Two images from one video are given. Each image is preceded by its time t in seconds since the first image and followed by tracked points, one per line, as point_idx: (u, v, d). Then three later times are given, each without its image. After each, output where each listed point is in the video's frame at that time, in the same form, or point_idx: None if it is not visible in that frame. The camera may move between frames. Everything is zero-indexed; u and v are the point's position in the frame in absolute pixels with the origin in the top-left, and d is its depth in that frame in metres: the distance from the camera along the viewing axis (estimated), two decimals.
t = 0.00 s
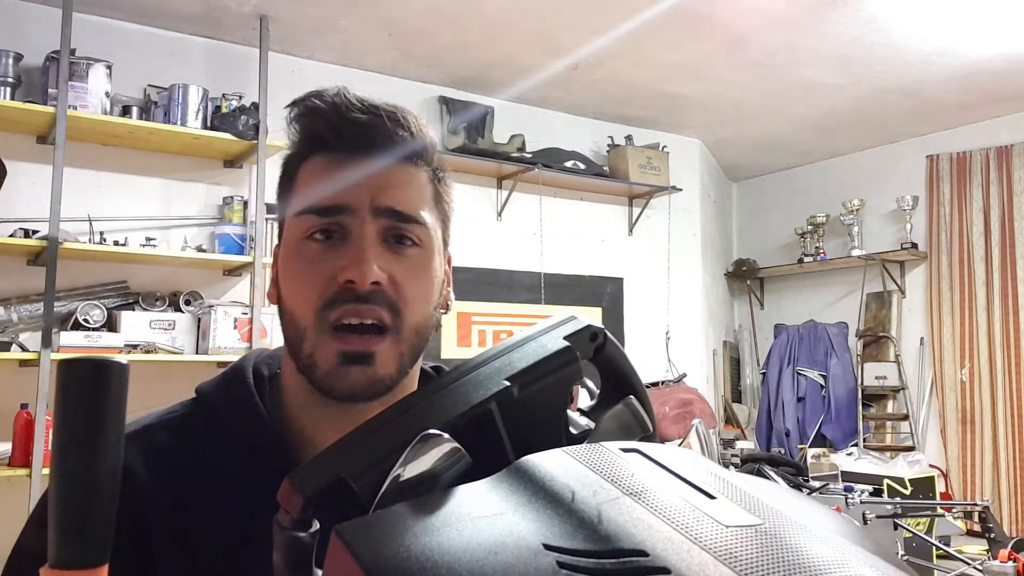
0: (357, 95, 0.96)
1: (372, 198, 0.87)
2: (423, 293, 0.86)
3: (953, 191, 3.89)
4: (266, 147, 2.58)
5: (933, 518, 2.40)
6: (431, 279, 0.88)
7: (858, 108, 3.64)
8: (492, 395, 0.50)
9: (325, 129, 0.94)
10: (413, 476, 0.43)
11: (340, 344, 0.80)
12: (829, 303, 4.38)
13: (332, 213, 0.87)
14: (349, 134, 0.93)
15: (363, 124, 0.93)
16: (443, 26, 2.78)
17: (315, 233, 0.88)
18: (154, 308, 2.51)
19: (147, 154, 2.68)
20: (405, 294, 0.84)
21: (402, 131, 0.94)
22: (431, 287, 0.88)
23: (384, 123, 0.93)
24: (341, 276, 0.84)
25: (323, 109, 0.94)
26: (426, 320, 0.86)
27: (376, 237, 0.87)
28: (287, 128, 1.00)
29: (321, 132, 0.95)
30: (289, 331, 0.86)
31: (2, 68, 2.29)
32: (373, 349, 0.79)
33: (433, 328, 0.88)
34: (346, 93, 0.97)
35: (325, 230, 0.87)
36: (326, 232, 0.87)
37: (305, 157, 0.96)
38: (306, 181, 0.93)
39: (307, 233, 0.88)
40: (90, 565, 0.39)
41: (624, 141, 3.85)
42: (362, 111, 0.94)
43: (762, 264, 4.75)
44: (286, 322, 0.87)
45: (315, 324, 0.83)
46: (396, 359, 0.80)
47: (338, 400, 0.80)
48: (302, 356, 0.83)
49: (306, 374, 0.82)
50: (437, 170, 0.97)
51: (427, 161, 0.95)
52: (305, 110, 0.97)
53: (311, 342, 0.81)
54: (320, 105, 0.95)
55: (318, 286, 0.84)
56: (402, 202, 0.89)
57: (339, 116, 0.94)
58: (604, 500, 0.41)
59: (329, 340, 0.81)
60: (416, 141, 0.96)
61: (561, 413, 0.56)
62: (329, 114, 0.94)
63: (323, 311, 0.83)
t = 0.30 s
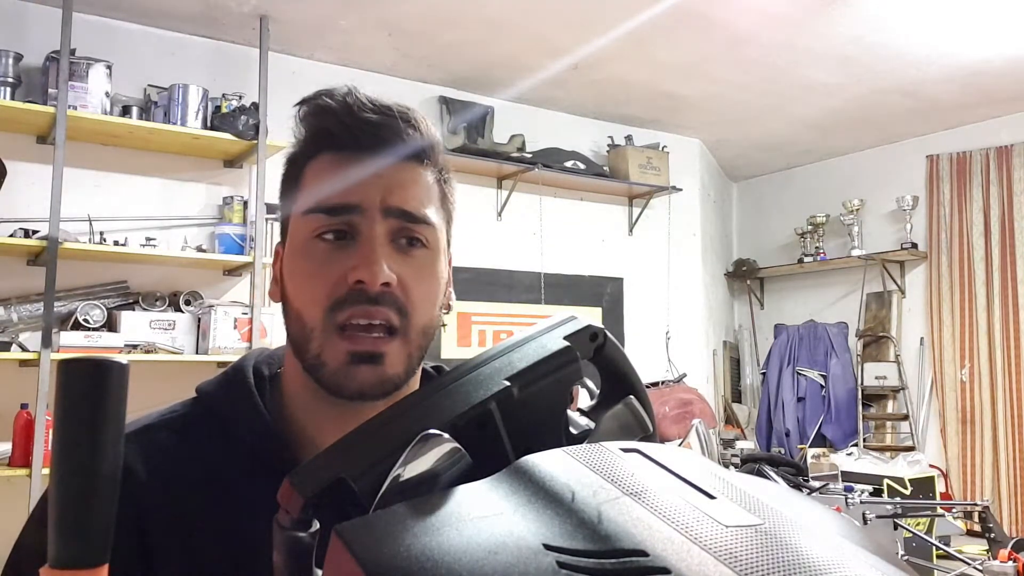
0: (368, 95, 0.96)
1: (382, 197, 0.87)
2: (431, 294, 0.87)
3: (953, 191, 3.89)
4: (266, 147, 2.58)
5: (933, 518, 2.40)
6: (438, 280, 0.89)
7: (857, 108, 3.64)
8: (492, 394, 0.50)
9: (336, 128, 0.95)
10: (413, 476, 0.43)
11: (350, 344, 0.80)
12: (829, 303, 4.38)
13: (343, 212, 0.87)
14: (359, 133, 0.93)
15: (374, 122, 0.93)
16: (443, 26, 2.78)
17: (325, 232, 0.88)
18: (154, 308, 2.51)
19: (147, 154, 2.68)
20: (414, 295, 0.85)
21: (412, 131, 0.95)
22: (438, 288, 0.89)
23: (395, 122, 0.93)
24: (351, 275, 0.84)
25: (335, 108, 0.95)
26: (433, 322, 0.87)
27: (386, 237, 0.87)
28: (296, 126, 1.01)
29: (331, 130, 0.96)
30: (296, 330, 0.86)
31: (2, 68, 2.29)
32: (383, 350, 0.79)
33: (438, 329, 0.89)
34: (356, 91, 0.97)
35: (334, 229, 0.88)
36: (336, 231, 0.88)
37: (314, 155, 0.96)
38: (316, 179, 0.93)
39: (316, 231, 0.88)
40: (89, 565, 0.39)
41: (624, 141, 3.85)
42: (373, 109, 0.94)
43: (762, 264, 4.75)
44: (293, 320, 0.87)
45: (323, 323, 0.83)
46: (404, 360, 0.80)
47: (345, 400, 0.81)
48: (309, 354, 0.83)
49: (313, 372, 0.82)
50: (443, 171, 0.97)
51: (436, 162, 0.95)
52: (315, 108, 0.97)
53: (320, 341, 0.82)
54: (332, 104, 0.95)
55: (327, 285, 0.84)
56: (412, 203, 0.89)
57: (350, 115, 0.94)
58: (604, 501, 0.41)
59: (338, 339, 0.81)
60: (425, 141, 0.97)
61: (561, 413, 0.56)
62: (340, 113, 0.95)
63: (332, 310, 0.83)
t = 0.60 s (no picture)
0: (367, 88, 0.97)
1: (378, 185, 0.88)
2: (425, 281, 0.87)
3: (953, 191, 3.89)
4: (266, 147, 2.58)
5: (933, 518, 2.40)
6: (432, 270, 0.89)
7: (857, 108, 3.64)
8: (492, 394, 0.50)
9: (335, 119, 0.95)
10: (413, 476, 0.43)
11: (342, 324, 0.80)
12: (829, 302, 4.38)
13: (338, 199, 0.87)
14: (358, 124, 0.94)
15: (374, 116, 0.94)
16: (442, 26, 2.78)
17: (320, 219, 0.88)
18: (154, 308, 2.51)
19: (147, 154, 2.68)
20: (407, 282, 0.85)
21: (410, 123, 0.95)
22: (432, 277, 0.88)
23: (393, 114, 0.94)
24: (345, 260, 0.84)
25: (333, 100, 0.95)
26: (426, 310, 0.86)
27: (381, 224, 0.87)
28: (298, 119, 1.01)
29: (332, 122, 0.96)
30: (291, 314, 0.86)
31: (2, 68, 2.29)
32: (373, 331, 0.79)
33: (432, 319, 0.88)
34: (356, 84, 0.97)
35: (330, 217, 0.88)
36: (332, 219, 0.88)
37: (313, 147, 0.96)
38: (314, 171, 0.93)
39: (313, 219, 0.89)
40: (89, 566, 0.39)
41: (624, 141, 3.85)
42: (373, 102, 0.94)
43: (762, 264, 4.75)
44: (288, 306, 0.88)
45: (316, 307, 0.83)
46: (395, 343, 0.80)
47: (336, 382, 0.81)
48: (302, 337, 0.83)
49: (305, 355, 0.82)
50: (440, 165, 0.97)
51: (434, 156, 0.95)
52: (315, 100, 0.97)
53: (313, 322, 0.82)
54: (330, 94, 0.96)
55: (321, 269, 0.85)
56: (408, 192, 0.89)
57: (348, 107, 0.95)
58: (604, 501, 0.41)
59: (330, 320, 0.81)
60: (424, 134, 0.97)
61: (561, 413, 0.56)
62: (339, 104, 0.95)
63: (325, 294, 0.83)
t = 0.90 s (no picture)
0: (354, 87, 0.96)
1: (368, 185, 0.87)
2: (418, 279, 0.87)
3: (953, 191, 3.89)
4: (266, 147, 2.58)
5: (933, 518, 2.41)
6: (426, 267, 0.89)
7: (857, 108, 3.64)
8: (492, 395, 0.50)
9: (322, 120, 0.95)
10: (413, 476, 0.43)
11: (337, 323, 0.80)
12: (829, 302, 4.38)
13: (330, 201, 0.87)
14: (346, 125, 0.94)
15: (361, 115, 0.93)
16: (443, 26, 2.78)
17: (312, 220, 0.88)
18: (154, 308, 2.51)
19: (146, 154, 2.68)
20: (399, 281, 0.85)
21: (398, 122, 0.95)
22: (426, 274, 0.89)
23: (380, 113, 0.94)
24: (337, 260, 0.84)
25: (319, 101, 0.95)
26: (420, 307, 0.87)
27: (372, 225, 0.87)
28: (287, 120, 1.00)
29: (321, 123, 0.95)
30: (286, 316, 0.85)
31: (2, 68, 2.29)
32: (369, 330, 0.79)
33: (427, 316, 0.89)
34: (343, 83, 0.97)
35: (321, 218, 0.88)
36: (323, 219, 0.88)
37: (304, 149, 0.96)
38: (305, 173, 0.93)
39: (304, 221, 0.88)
40: (90, 566, 0.39)
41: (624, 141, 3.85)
42: (361, 102, 0.94)
43: (762, 264, 4.75)
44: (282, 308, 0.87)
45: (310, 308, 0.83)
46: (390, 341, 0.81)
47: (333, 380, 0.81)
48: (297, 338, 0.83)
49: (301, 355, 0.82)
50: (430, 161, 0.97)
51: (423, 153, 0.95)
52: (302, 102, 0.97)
53: (309, 323, 0.82)
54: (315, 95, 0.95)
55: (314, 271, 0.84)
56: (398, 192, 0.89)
57: (335, 107, 0.94)
58: (604, 501, 0.41)
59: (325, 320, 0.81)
60: (413, 132, 0.97)
61: (561, 413, 0.56)
62: (327, 105, 0.94)
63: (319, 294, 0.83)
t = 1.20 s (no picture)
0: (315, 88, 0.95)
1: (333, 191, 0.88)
2: (395, 278, 0.87)
3: (953, 191, 3.89)
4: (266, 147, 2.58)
5: (933, 518, 2.41)
6: (405, 265, 0.89)
7: (857, 108, 3.64)
8: (491, 395, 0.50)
9: (287, 127, 0.94)
10: (413, 476, 0.43)
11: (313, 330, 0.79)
12: (830, 302, 4.38)
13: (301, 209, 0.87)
14: (311, 129, 0.93)
15: (322, 117, 0.92)
16: (443, 26, 2.78)
17: (285, 229, 0.88)
18: (154, 308, 2.51)
19: (147, 154, 2.68)
20: (374, 282, 0.85)
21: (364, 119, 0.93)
22: (405, 272, 0.88)
23: (341, 112, 0.92)
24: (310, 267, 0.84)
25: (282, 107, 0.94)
26: (403, 306, 0.86)
27: (345, 229, 0.88)
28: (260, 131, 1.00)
29: (288, 131, 0.95)
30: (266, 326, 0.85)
31: (2, 68, 2.29)
32: (347, 335, 0.79)
33: (412, 315, 0.88)
34: (306, 86, 0.96)
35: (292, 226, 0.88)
36: (296, 226, 0.88)
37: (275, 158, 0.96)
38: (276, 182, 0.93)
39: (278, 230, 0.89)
40: (90, 565, 0.39)
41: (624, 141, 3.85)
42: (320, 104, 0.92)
43: (762, 264, 4.75)
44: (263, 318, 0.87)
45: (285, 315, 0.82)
46: (372, 344, 0.80)
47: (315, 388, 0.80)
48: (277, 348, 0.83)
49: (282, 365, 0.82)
50: (403, 157, 0.96)
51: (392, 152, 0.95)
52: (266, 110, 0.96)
53: (286, 331, 0.81)
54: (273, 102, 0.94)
55: (288, 279, 0.84)
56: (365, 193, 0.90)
57: (297, 113, 0.93)
58: (604, 501, 0.41)
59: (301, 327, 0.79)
60: (382, 127, 0.95)
61: (560, 413, 0.56)
62: (289, 110, 0.93)
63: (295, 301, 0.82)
